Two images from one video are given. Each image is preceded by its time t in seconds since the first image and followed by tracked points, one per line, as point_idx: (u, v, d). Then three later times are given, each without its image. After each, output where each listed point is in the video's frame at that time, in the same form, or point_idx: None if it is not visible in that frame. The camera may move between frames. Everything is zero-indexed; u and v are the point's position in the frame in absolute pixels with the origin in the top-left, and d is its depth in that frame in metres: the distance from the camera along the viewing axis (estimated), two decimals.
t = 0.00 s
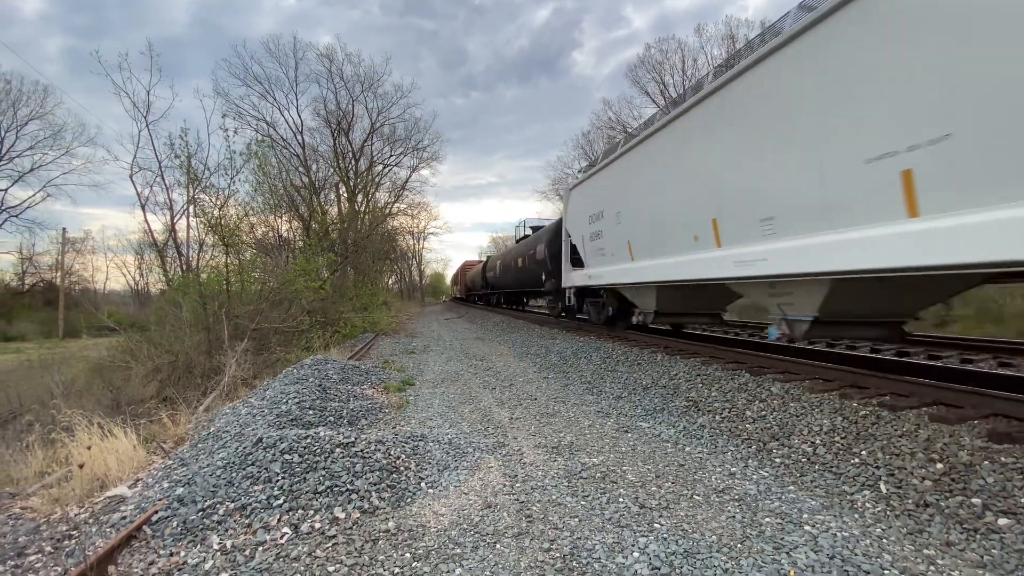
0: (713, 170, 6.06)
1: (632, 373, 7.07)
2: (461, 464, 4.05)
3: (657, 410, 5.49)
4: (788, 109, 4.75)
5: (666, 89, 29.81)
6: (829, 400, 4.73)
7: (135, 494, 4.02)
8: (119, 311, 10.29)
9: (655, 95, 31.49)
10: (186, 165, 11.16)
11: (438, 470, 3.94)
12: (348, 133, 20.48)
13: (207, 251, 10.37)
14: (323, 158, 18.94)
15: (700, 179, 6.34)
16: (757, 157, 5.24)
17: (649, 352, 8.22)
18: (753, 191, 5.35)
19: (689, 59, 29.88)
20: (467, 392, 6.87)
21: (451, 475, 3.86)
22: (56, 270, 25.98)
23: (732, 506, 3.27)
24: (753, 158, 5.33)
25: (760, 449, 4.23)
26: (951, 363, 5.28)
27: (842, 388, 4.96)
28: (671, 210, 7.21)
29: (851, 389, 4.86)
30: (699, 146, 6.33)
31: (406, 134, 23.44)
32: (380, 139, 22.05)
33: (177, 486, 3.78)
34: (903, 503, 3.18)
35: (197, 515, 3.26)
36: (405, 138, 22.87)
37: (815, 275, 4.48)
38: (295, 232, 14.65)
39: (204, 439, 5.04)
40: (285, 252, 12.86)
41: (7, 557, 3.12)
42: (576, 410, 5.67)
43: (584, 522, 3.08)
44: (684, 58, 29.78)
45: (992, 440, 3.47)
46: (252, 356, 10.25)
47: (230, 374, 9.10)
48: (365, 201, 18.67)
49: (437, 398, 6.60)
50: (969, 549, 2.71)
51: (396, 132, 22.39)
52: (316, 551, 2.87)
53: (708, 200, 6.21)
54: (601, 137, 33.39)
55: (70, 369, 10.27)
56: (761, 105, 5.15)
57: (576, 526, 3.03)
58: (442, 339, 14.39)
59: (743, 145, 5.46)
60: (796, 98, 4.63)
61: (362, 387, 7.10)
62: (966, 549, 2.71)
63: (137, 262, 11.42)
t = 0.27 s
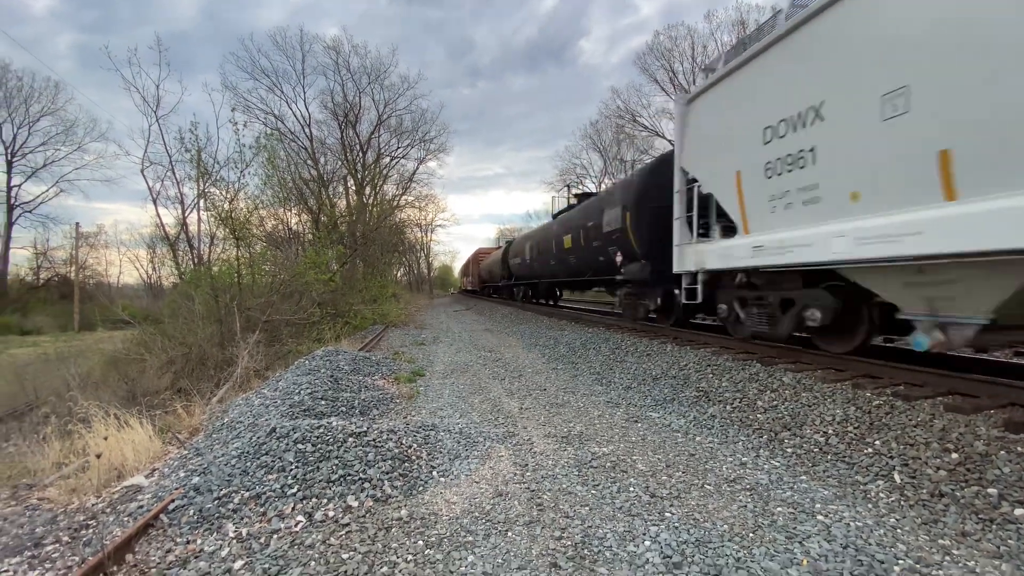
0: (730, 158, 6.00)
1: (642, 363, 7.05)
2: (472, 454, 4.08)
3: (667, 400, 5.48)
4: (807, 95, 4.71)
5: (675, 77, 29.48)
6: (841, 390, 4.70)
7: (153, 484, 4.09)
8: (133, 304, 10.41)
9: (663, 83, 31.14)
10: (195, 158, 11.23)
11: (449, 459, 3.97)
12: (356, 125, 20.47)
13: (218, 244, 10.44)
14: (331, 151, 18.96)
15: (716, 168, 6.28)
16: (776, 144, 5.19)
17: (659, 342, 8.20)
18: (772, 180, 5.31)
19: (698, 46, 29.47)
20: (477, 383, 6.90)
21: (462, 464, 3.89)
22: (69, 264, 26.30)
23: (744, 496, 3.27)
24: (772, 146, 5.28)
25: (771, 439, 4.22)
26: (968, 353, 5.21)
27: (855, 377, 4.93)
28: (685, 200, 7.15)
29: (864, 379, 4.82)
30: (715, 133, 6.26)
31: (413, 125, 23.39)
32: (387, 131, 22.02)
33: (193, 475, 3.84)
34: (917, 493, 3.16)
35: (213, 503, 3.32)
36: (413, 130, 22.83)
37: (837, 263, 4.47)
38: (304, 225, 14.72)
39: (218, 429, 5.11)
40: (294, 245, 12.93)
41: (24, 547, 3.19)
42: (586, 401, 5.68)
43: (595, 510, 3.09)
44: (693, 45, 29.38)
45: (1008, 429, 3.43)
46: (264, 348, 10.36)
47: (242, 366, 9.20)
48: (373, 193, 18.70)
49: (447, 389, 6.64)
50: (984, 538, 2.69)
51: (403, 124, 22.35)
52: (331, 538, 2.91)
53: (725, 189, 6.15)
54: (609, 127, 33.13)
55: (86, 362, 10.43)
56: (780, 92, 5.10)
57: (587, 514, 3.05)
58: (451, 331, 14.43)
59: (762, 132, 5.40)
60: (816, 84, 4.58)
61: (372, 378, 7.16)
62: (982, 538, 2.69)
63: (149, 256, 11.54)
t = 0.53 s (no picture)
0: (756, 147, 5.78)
1: (649, 357, 7.05)
2: (480, 446, 4.10)
3: (674, 394, 5.48)
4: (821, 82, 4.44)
5: (681, 70, 29.27)
6: (849, 383, 4.69)
7: (164, 476, 4.14)
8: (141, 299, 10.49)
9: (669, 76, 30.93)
10: (202, 154, 11.27)
11: (458, 452, 3.99)
12: (360, 120, 20.47)
13: (225, 240, 10.48)
14: (336, 146, 18.98)
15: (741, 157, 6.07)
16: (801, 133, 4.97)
17: (666, 336, 8.20)
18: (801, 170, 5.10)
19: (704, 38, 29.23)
20: (484, 377, 6.92)
21: (470, 456, 3.91)
22: (77, 260, 26.48)
23: (752, 488, 3.27)
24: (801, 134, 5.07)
25: (779, 432, 4.22)
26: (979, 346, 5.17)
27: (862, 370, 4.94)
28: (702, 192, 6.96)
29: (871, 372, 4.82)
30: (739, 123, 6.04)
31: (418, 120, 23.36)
32: (392, 126, 22.01)
33: (204, 467, 3.88)
34: (926, 486, 3.15)
35: (224, 495, 3.35)
36: (417, 125, 22.80)
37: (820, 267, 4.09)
38: (310, 220, 14.76)
39: (228, 423, 5.15)
40: (301, 240, 12.98)
41: (37, 539, 3.23)
42: (593, 394, 5.69)
43: (603, 503, 3.10)
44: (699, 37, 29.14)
45: (1018, 422, 3.41)
46: (271, 343, 10.43)
47: (250, 360, 9.26)
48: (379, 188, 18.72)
49: (454, 382, 6.67)
50: (993, 531, 2.68)
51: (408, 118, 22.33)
52: (341, 529, 2.94)
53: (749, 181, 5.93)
54: (615, 120, 32.97)
55: (95, 357, 10.52)
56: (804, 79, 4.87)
57: (596, 507, 3.06)
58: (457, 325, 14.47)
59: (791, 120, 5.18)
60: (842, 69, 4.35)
61: (379, 371, 7.20)
62: (990, 531, 2.68)
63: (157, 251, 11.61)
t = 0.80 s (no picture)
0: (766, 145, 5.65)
1: (650, 354, 7.07)
2: (481, 442, 4.12)
3: (675, 390, 5.50)
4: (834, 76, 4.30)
5: (683, 65, 29.16)
6: (850, 379, 4.71)
7: (168, 471, 4.17)
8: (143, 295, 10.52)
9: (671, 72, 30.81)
10: (203, 150, 11.27)
11: (459, 447, 4.01)
12: (361, 116, 20.44)
13: (226, 236, 10.49)
14: (337, 142, 18.97)
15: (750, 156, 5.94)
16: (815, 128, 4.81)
17: (666, 333, 8.22)
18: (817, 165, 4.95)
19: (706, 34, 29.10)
20: (485, 373, 6.95)
21: (471, 452, 3.93)
22: (78, 255, 26.50)
23: (752, 484, 3.29)
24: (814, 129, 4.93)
25: (779, 428, 4.23)
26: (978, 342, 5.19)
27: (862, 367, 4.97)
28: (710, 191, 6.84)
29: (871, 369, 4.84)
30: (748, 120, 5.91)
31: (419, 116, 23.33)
32: (393, 122, 21.98)
33: (208, 462, 3.91)
34: (925, 482, 3.17)
35: (228, 489, 3.38)
36: (418, 121, 22.76)
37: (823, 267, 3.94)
38: (312, 217, 14.77)
39: (230, 418, 5.18)
40: (302, 236, 12.99)
41: (43, 532, 3.26)
42: (594, 391, 5.71)
43: (604, 498, 3.12)
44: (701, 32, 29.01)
45: (1017, 419, 3.43)
46: (273, 339, 10.47)
47: (252, 356, 9.30)
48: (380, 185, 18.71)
49: (455, 378, 6.70)
50: (991, 526, 2.70)
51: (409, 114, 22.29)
52: (343, 523, 2.97)
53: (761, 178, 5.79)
54: (616, 117, 32.89)
55: (97, 352, 10.56)
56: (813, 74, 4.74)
57: (596, 502, 3.08)
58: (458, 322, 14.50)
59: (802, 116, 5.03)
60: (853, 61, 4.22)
61: (381, 367, 7.23)
62: (988, 526, 2.70)
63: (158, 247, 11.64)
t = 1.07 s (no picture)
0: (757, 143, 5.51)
1: (645, 351, 7.09)
2: (477, 438, 4.13)
3: (670, 387, 5.52)
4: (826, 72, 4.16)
5: (680, 62, 29.11)
6: (844, 377, 4.73)
7: (163, 466, 4.16)
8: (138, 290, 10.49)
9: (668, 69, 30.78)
10: (199, 145, 11.21)
11: (455, 443, 4.02)
12: (358, 112, 20.37)
13: (222, 232, 10.45)
14: (334, 138, 18.90)
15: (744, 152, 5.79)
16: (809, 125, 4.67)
17: (662, 330, 8.24)
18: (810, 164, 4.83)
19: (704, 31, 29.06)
20: (481, 369, 6.96)
21: (467, 447, 3.94)
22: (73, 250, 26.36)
23: (746, 480, 3.31)
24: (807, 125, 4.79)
25: (773, 425, 4.26)
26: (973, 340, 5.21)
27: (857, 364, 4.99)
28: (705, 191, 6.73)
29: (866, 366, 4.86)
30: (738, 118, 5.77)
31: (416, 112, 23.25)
32: (390, 118, 21.90)
33: (203, 457, 3.90)
34: (918, 479, 3.19)
35: (223, 485, 3.39)
36: (415, 117, 22.68)
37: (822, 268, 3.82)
38: (308, 213, 14.73)
39: (226, 413, 5.18)
40: (298, 232, 12.96)
41: (39, 527, 3.26)
42: (590, 387, 5.73)
43: (599, 493, 3.14)
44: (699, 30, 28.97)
45: (1009, 416, 3.45)
46: (269, 334, 10.45)
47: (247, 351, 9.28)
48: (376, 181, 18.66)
49: (451, 375, 6.71)
50: (982, 523, 2.72)
51: (406, 110, 22.22)
52: (339, 518, 2.97)
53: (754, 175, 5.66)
54: (614, 113, 32.87)
55: (92, 347, 10.52)
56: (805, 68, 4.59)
57: (591, 497, 3.09)
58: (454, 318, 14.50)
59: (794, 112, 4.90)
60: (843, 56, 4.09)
61: (377, 363, 7.23)
62: (980, 523, 2.73)
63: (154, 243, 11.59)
